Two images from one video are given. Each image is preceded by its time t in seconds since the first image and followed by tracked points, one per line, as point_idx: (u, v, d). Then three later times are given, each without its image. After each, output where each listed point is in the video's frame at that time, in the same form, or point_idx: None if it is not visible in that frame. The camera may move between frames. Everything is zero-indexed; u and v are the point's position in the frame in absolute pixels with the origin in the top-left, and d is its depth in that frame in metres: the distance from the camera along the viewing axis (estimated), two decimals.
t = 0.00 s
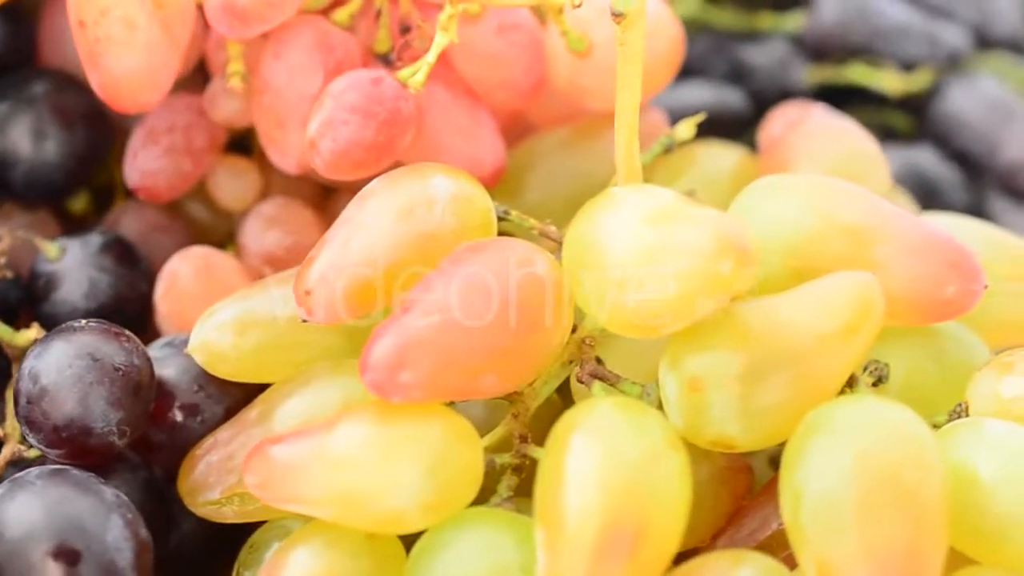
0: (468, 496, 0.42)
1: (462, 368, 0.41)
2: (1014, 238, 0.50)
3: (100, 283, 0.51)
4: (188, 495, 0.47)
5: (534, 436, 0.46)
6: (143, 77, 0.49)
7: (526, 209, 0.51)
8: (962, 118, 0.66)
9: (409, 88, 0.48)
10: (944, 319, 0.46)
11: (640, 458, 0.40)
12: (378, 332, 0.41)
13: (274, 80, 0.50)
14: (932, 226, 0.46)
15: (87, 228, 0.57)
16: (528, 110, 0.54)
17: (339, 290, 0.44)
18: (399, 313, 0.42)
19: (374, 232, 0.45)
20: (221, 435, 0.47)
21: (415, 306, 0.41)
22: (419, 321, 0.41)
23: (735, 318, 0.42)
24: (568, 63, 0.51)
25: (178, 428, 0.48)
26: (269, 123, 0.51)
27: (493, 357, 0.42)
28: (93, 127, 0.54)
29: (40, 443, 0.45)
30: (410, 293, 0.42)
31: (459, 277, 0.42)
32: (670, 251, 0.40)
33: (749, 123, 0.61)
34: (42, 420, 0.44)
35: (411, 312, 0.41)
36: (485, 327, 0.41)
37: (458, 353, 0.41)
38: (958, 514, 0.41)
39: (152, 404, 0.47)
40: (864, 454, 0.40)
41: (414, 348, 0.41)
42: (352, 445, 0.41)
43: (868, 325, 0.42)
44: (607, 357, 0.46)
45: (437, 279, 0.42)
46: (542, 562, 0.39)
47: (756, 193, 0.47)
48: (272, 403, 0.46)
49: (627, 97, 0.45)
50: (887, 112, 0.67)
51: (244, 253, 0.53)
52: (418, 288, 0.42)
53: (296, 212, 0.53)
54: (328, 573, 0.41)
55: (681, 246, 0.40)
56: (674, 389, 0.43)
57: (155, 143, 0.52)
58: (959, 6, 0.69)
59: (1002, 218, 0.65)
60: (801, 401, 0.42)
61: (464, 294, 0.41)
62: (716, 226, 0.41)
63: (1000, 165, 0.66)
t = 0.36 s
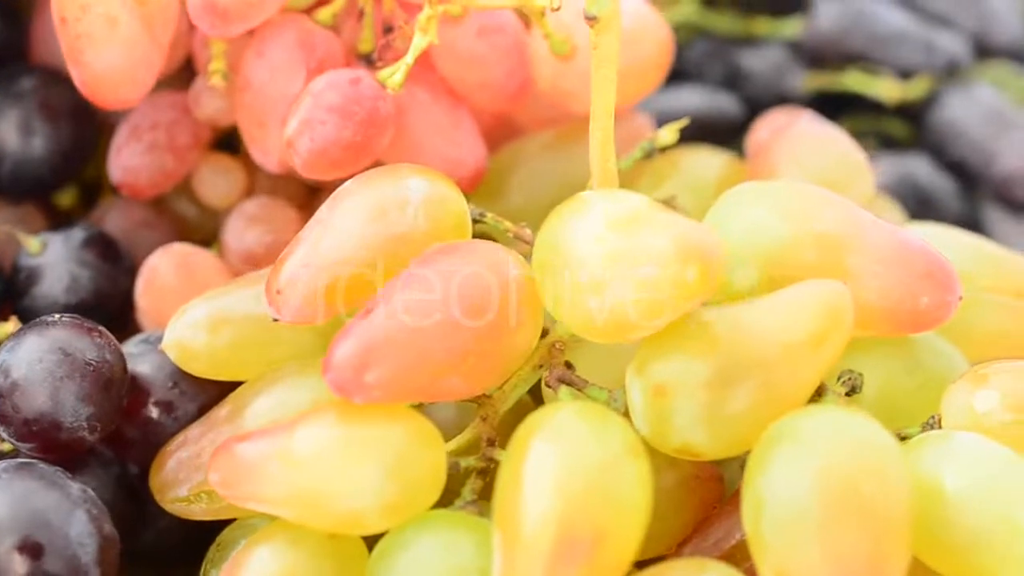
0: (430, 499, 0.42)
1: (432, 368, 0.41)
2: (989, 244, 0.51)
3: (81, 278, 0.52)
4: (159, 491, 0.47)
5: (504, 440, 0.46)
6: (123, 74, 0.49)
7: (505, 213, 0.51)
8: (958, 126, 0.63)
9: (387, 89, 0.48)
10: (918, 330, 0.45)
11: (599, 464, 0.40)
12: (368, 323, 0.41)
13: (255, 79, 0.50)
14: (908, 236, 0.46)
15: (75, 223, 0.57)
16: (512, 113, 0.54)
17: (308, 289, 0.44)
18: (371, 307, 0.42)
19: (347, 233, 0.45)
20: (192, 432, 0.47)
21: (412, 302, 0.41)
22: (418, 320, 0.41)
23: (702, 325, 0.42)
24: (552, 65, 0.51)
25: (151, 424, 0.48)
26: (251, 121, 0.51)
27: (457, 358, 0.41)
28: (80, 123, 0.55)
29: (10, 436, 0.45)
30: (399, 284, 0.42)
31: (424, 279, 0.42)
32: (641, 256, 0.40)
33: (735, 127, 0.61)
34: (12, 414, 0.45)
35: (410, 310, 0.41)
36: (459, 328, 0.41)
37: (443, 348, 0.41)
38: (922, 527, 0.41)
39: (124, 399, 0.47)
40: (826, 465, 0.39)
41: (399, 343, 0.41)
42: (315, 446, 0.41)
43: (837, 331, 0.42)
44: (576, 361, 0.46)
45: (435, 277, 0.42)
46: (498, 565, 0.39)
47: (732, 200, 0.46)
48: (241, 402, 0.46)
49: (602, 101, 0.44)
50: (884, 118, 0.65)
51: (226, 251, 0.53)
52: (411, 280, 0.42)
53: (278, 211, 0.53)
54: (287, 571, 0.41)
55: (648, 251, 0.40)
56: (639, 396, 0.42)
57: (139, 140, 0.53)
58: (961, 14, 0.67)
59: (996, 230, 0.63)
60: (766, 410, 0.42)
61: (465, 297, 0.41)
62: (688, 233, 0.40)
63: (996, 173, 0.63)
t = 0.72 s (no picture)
0: (381, 501, 0.42)
1: (383, 369, 0.41)
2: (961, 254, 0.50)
3: (56, 272, 0.52)
4: (123, 486, 0.47)
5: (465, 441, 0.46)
6: (99, 70, 0.49)
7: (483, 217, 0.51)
8: (952, 137, 0.62)
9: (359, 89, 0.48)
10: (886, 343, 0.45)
11: (550, 472, 0.39)
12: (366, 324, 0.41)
13: (231, 77, 0.50)
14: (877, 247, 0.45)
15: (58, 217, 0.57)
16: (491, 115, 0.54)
17: (269, 289, 0.44)
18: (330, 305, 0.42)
19: (310, 232, 0.45)
20: (155, 428, 0.47)
21: (394, 302, 0.41)
22: (401, 322, 0.41)
23: (659, 332, 0.42)
24: (530, 68, 0.51)
25: (120, 419, 0.48)
26: (227, 119, 0.51)
27: (410, 361, 0.41)
28: (63, 118, 0.55)
29: None
30: (394, 276, 0.42)
31: (380, 280, 0.42)
32: (588, 261, 0.40)
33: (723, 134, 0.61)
34: None
35: (411, 313, 0.41)
36: (412, 331, 0.41)
37: (400, 346, 0.41)
38: (875, 543, 0.41)
39: (89, 393, 0.47)
40: (777, 476, 0.39)
41: (362, 341, 0.41)
42: (267, 445, 0.41)
43: (797, 341, 0.42)
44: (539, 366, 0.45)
45: (431, 276, 0.42)
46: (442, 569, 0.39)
47: (701, 209, 0.46)
48: (204, 399, 0.46)
49: (569, 106, 0.44)
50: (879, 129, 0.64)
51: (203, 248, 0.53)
52: (406, 276, 0.42)
53: (256, 209, 0.53)
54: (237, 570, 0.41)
55: (601, 257, 0.40)
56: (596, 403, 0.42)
57: (118, 136, 0.53)
58: (961, 23, 0.65)
59: (988, 243, 0.61)
60: (721, 419, 0.41)
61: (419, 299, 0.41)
62: (643, 240, 0.41)
63: (986, 188, 0.62)
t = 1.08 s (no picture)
0: (332, 501, 0.42)
1: (336, 370, 0.41)
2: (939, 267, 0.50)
3: (33, 266, 0.52)
4: (86, 480, 0.47)
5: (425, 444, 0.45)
6: (75, 65, 0.50)
7: (459, 220, 0.51)
8: (945, 147, 0.61)
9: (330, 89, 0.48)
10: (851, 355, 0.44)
11: (496, 478, 0.39)
12: (366, 323, 0.41)
13: (207, 75, 0.50)
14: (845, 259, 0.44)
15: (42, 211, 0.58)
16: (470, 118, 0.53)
17: (231, 287, 0.44)
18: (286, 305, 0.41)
19: (273, 231, 0.45)
20: (119, 422, 0.47)
21: (348, 303, 0.41)
22: (354, 323, 0.41)
23: (615, 338, 0.41)
24: (506, 71, 0.52)
25: (87, 414, 0.49)
26: (203, 116, 0.51)
27: (363, 363, 0.41)
28: (48, 113, 0.55)
29: None
30: (367, 274, 0.42)
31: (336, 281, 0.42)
32: (543, 266, 0.39)
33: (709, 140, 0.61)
34: None
35: (381, 313, 0.41)
36: (365, 333, 0.41)
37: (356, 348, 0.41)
38: (825, 558, 0.40)
39: (56, 387, 0.48)
40: (724, 488, 0.38)
41: (324, 340, 0.41)
42: (219, 444, 0.41)
43: (754, 353, 0.41)
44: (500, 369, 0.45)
45: (402, 275, 0.42)
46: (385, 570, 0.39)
47: (669, 219, 0.46)
48: (166, 396, 0.46)
49: (533, 110, 0.44)
50: (873, 139, 0.64)
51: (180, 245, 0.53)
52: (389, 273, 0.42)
53: (232, 207, 0.53)
54: (186, 565, 0.41)
55: (554, 262, 0.39)
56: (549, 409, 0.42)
57: (97, 132, 0.53)
58: (959, 32, 0.64)
59: (977, 255, 0.60)
60: (673, 429, 0.41)
61: (372, 300, 0.41)
62: (597, 248, 0.40)
63: (977, 200, 0.61)
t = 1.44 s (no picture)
0: (297, 501, 0.42)
1: (304, 369, 0.41)
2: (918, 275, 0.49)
3: (17, 261, 0.52)
4: (62, 474, 0.47)
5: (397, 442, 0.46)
6: (59, 61, 0.50)
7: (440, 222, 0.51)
8: (939, 155, 0.60)
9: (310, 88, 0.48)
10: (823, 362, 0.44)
11: (458, 481, 0.39)
12: (334, 323, 0.41)
13: (191, 73, 0.50)
14: (819, 267, 0.44)
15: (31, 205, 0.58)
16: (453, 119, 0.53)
17: (205, 285, 0.44)
18: (256, 303, 0.42)
19: (249, 228, 0.45)
20: (94, 417, 0.47)
21: (316, 302, 0.41)
22: (321, 322, 0.41)
23: (584, 343, 0.41)
24: (489, 75, 0.52)
25: (64, 409, 0.49)
26: (187, 114, 0.51)
27: (331, 363, 0.41)
28: (39, 107, 0.55)
29: None
30: (335, 273, 0.42)
31: (305, 280, 0.41)
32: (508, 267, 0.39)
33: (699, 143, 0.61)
34: None
35: (348, 312, 0.41)
36: (332, 332, 0.41)
37: (325, 348, 0.41)
38: (789, 571, 0.40)
39: (34, 381, 0.48)
40: (685, 492, 0.38)
41: (293, 339, 0.41)
42: (186, 442, 0.41)
43: (716, 356, 0.41)
44: (473, 371, 0.45)
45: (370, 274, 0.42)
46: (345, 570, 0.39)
47: (645, 223, 0.46)
48: (140, 393, 0.46)
49: (509, 113, 0.44)
50: (868, 147, 0.63)
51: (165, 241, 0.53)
52: (358, 272, 0.42)
53: (216, 204, 0.53)
54: (151, 561, 0.41)
55: (518, 265, 0.39)
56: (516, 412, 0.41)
57: (83, 127, 0.53)
58: (956, 38, 0.63)
59: (968, 264, 0.60)
60: (638, 433, 0.41)
61: (339, 299, 0.41)
62: (562, 251, 0.40)
63: (971, 209, 0.60)
